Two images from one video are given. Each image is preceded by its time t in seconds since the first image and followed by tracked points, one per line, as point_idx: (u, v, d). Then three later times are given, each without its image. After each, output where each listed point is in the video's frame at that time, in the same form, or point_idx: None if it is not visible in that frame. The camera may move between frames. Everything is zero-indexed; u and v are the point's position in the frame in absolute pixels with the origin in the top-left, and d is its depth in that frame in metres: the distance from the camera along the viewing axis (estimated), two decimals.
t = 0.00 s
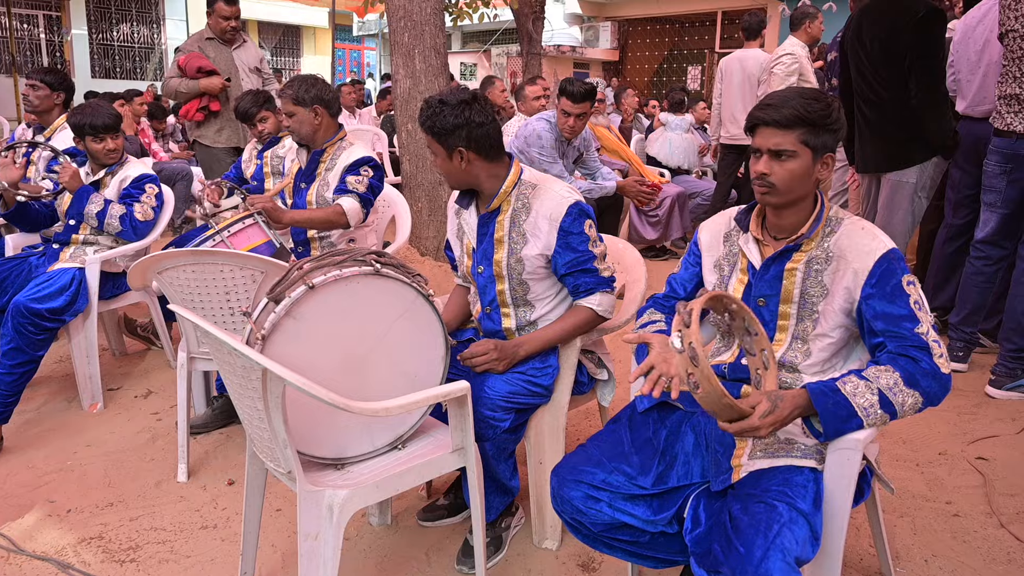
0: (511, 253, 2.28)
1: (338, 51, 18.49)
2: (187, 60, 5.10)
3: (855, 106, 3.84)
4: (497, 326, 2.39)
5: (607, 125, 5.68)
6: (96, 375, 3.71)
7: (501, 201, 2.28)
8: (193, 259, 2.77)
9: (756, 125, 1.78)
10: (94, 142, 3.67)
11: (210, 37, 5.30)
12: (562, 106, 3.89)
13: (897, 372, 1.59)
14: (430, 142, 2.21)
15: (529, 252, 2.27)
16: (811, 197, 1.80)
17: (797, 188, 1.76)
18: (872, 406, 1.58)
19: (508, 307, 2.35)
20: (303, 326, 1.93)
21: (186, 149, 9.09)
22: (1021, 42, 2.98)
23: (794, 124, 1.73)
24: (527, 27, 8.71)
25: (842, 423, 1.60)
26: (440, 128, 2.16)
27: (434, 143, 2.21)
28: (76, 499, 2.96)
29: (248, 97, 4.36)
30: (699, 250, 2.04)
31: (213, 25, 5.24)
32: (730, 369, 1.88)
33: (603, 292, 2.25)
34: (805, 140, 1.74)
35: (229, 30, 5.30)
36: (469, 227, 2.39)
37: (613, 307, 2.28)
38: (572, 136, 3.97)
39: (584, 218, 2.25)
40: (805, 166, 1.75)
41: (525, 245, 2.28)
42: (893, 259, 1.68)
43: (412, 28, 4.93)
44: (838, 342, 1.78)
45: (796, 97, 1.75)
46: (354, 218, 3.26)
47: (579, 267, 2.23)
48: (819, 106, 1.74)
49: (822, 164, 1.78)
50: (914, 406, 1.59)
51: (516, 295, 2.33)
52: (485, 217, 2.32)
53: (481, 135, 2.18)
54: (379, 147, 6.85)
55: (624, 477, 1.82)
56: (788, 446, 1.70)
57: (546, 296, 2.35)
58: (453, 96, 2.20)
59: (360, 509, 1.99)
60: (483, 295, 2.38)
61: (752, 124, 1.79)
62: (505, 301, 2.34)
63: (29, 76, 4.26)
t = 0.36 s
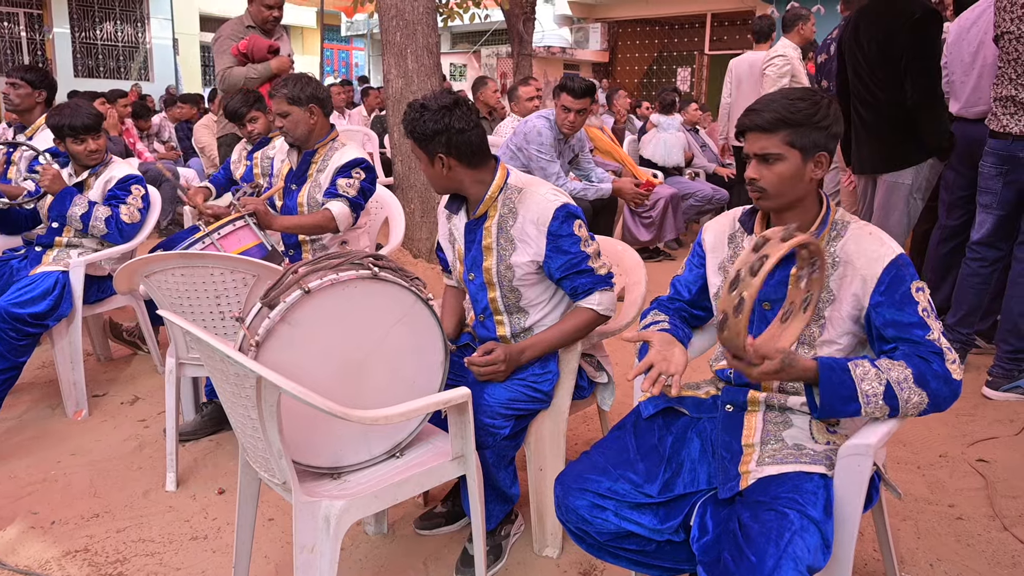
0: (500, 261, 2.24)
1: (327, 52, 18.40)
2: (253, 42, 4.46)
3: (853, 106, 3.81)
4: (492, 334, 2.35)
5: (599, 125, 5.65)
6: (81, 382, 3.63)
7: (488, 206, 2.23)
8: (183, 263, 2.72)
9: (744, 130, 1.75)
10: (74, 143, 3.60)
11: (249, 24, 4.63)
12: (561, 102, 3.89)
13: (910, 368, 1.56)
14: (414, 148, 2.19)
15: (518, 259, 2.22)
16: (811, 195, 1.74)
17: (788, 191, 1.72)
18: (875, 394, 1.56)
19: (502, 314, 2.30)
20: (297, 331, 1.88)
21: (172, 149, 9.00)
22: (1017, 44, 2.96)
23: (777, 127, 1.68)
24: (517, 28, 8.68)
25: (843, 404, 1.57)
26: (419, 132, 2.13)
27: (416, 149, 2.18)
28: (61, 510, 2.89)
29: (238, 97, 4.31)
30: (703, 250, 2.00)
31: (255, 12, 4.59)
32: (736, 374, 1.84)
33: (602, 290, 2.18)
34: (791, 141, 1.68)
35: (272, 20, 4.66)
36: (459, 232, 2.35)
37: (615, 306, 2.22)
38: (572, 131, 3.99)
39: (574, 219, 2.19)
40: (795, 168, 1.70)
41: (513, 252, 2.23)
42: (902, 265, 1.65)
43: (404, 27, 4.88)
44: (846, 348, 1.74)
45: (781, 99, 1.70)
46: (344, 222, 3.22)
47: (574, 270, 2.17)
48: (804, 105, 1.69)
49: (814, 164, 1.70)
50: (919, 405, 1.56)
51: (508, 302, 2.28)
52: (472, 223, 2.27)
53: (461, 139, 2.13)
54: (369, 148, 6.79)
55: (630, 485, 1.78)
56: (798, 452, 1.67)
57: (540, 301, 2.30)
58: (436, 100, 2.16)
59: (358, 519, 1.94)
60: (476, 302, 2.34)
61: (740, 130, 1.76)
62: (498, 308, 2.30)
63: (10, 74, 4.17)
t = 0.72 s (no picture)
0: (505, 260, 2.21)
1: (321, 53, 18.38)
2: (314, 36, 4.22)
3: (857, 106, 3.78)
4: (492, 336, 2.30)
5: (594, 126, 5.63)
6: (84, 381, 3.60)
7: (494, 205, 2.21)
8: (182, 266, 2.67)
9: (750, 128, 1.73)
10: (79, 147, 3.57)
11: (307, 11, 4.55)
12: (564, 100, 3.91)
13: (926, 390, 1.52)
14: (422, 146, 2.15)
15: (522, 259, 2.19)
16: (819, 197, 1.71)
17: (792, 192, 1.69)
18: (892, 422, 1.52)
19: (503, 316, 2.26)
20: (296, 335, 1.85)
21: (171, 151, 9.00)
22: None
23: (782, 124, 1.67)
24: (511, 28, 8.65)
25: (859, 439, 1.52)
26: (427, 129, 2.11)
27: (422, 143, 2.15)
28: (64, 508, 2.86)
29: (237, 100, 4.27)
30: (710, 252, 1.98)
31: None
32: (745, 383, 1.81)
33: (602, 296, 2.14)
34: (796, 140, 1.66)
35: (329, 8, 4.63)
36: (462, 231, 2.32)
37: (616, 312, 2.18)
38: (573, 128, 4.02)
39: (580, 221, 2.16)
40: (801, 165, 1.67)
41: (518, 252, 2.19)
42: (923, 268, 1.62)
43: (399, 28, 4.85)
44: (861, 355, 1.70)
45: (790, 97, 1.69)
46: (341, 223, 3.17)
47: (575, 272, 2.14)
48: (813, 102, 1.68)
49: (821, 165, 1.68)
50: (942, 426, 1.52)
51: (510, 303, 2.24)
52: (477, 222, 2.24)
53: (472, 135, 2.11)
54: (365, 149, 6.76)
55: (633, 496, 1.76)
56: (810, 466, 1.65)
57: (542, 304, 2.26)
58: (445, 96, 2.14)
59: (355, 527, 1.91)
60: (475, 303, 2.30)
61: (748, 127, 1.74)
62: (499, 309, 2.26)
63: (15, 79, 4.15)
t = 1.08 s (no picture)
0: (556, 257, 2.15)
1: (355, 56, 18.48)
2: (377, 46, 3.89)
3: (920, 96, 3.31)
4: (532, 336, 2.24)
5: (631, 125, 5.54)
6: (124, 382, 3.61)
7: (552, 200, 2.17)
8: (216, 270, 2.62)
9: (815, 123, 1.66)
10: (119, 152, 3.57)
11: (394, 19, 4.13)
12: (602, 97, 3.90)
13: (1013, 419, 1.42)
14: (520, 123, 2.07)
15: (574, 257, 2.14)
16: (885, 200, 1.63)
17: (856, 191, 1.61)
18: (979, 458, 1.41)
19: (545, 317, 2.20)
20: (327, 343, 1.80)
21: (209, 153, 9.10)
22: None
23: (851, 119, 1.59)
24: (544, 27, 8.57)
25: (943, 477, 1.42)
26: (534, 105, 2.07)
27: (522, 123, 2.07)
28: (103, 508, 2.85)
29: (272, 103, 4.24)
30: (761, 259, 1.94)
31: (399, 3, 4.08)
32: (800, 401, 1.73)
33: (647, 306, 2.06)
34: (864, 136, 1.58)
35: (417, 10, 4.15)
36: (514, 225, 2.29)
37: (658, 327, 2.09)
38: (611, 127, 3.96)
39: (637, 226, 2.10)
40: (869, 165, 1.59)
41: (570, 249, 2.14)
42: (1005, 281, 1.52)
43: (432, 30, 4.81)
44: (932, 374, 1.62)
45: (860, 89, 1.61)
46: (372, 227, 3.12)
47: (623, 277, 2.08)
48: (886, 97, 1.59)
49: (892, 165, 1.59)
50: None
51: (554, 303, 2.18)
52: (531, 216, 2.21)
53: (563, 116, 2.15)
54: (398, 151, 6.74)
55: (678, 519, 1.70)
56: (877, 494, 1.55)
57: (587, 308, 2.20)
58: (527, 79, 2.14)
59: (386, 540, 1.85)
60: (518, 302, 2.25)
61: (812, 122, 1.67)
62: (542, 309, 2.20)
63: (63, 88, 4.29)
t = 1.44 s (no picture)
0: (615, 259, 2.07)
1: (407, 54, 18.57)
2: (519, 42, 3.19)
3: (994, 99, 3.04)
4: (584, 341, 2.16)
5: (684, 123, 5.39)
6: (169, 378, 3.64)
7: (614, 199, 2.10)
8: (258, 270, 2.59)
9: (885, 123, 1.54)
10: (165, 150, 3.59)
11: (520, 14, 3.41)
12: (653, 96, 3.79)
13: None
14: (575, 118, 2.02)
15: (634, 258, 2.05)
16: (963, 207, 1.50)
17: (930, 196, 1.48)
18: None
19: (600, 321, 2.12)
20: (363, 350, 1.74)
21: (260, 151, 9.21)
22: None
23: (926, 118, 1.46)
24: (596, 23, 8.46)
25: None
26: (587, 97, 2.01)
27: (577, 117, 2.02)
28: (144, 505, 2.85)
29: (318, 102, 4.23)
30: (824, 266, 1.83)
31: None
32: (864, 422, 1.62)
33: (701, 311, 1.94)
34: (940, 138, 1.46)
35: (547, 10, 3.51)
36: (572, 224, 2.21)
37: (711, 337, 1.95)
38: (662, 127, 3.84)
39: (700, 231, 2.00)
40: (944, 169, 1.46)
41: (631, 251, 2.05)
42: None
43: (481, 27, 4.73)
44: (1011, 399, 1.49)
45: (935, 87, 1.48)
46: (417, 227, 3.06)
47: (679, 280, 1.96)
48: (966, 95, 1.46)
49: (971, 169, 1.46)
50: None
51: (611, 308, 2.09)
52: (593, 215, 2.14)
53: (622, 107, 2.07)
54: (445, 149, 6.69)
55: (728, 544, 1.60)
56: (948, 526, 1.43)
57: (643, 315, 2.10)
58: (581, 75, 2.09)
59: (420, 555, 1.78)
60: (573, 305, 2.17)
61: (882, 122, 1.55)
62: (597, 313, 2.12)
63: (117, 86, 4.35)
